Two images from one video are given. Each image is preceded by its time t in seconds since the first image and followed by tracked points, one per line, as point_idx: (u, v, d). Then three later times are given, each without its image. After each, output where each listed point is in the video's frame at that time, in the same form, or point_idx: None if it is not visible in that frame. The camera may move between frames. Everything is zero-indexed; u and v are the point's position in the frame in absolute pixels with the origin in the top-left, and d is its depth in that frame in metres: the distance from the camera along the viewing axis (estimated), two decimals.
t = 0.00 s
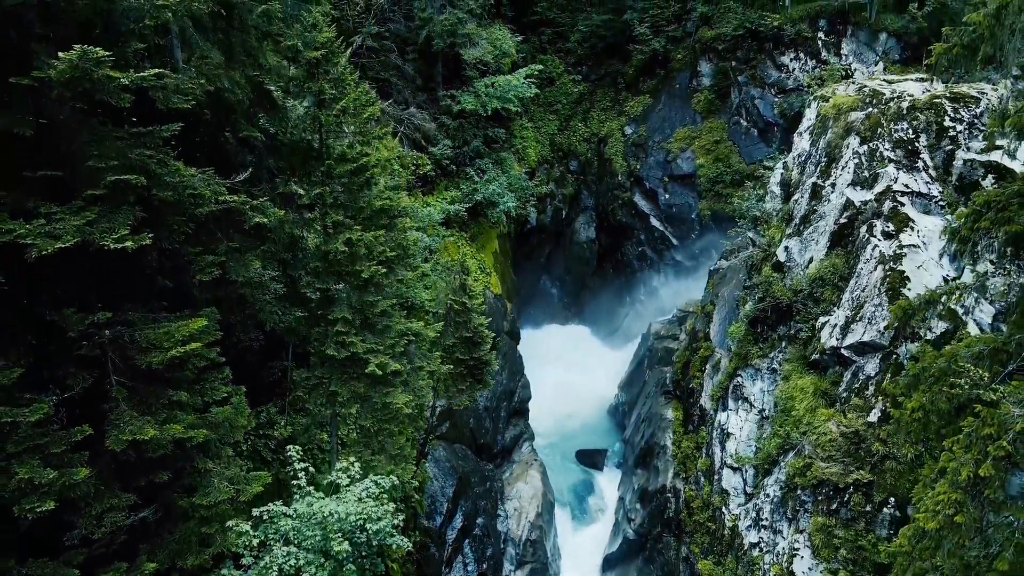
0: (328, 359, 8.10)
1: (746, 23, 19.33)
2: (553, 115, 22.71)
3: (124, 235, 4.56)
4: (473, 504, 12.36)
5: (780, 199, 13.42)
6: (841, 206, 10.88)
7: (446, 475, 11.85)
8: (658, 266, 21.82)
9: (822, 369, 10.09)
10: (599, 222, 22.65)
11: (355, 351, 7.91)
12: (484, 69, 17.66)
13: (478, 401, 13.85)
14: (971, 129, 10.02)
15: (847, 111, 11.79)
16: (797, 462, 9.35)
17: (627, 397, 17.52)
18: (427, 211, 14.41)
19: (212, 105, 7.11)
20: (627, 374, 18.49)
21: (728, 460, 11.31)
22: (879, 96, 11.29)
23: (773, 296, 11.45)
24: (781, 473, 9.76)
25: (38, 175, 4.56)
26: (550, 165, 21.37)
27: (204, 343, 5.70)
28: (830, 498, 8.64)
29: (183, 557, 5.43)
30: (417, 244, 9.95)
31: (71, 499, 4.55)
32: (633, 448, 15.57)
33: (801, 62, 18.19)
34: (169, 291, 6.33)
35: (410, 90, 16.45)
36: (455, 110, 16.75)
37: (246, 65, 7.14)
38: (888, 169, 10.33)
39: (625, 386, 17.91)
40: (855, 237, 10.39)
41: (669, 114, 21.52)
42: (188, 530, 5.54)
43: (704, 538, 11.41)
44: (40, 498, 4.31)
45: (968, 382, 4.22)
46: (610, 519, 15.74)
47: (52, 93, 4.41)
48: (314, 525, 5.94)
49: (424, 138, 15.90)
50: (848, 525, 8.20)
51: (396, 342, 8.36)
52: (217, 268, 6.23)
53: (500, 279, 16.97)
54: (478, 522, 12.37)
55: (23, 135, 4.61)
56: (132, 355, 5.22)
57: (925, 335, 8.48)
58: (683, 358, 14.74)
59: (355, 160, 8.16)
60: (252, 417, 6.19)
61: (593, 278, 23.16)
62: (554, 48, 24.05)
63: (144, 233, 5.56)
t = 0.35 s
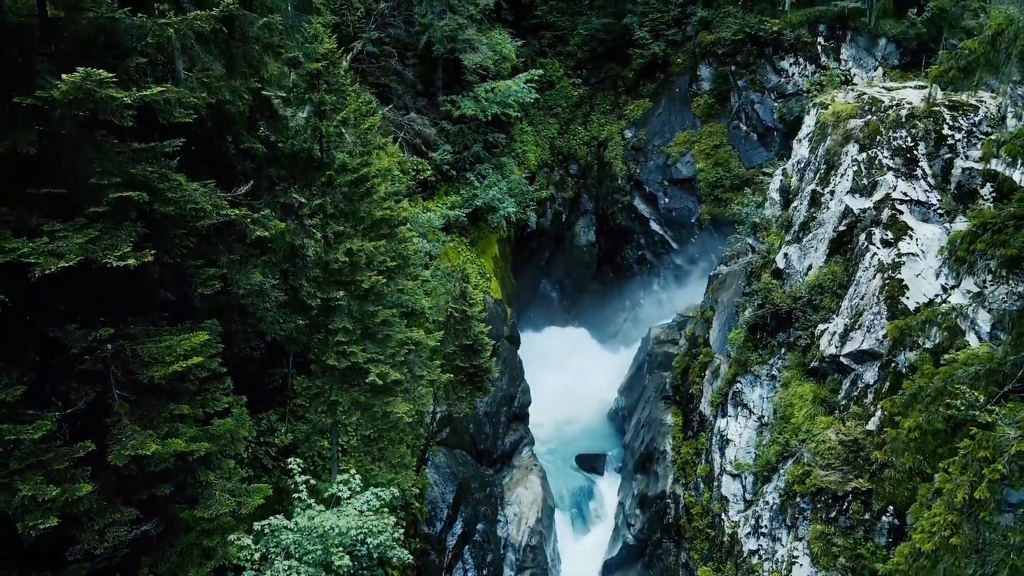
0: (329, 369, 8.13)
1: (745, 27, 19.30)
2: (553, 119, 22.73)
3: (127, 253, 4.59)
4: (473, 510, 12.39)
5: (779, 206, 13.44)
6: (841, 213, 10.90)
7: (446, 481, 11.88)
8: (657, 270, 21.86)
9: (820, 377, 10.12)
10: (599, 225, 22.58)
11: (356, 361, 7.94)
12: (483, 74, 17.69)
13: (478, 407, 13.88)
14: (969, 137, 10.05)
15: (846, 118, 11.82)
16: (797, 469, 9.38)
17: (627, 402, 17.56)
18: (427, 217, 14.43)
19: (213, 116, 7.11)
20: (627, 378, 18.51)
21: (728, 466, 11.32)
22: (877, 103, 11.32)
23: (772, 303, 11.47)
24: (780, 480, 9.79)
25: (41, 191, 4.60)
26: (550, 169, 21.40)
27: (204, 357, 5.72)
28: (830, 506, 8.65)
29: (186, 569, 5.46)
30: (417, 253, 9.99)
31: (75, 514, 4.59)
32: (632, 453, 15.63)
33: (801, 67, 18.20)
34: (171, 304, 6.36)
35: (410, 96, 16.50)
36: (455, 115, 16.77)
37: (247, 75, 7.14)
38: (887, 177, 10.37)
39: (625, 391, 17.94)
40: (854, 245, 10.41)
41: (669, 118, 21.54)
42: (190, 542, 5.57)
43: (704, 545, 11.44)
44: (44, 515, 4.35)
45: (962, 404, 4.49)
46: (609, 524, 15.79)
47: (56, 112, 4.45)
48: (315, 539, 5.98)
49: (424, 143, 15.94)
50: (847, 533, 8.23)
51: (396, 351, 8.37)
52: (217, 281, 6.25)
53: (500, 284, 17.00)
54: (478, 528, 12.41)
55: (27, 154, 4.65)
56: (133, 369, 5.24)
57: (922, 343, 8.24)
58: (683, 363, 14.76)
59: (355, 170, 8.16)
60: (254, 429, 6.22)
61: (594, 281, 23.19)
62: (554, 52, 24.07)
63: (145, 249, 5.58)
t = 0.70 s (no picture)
0: (330, 380, 8.17)
1: (744, 33, 19.28)
2: (553, 123, 22.79)
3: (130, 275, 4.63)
4: (473, 516, 12.43)
5: (778, 214, 13.49)
6: (839, 222, 10.94)
7: (446, 488, 11.91)
8: (657, 274, 21.92)
9: (819, 386, 10.16)
10: (599, 231, 22.76)
11: (357, 373, 7.98)
12: (483, 80, 17.75)
13: (478, 413, 13.93)
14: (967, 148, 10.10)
15: (845, 127, 11.86)
16: (795, 478, 9.41)
17: (627, 408, 17.62)
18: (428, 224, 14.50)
19: (215, 130, 7.14)
20: (626, 383, 18.55)
21: (727, 474, 11.35)
22: (875, 112, 11.36)
23: (772, 311, 11.51)
24: (779, 489, 9.82)
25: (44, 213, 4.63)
26: (550, 173, 21.47)
27: (206, 373, 5.74)
28: (828, 515, 8.69)
29: None
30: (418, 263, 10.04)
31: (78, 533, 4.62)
32: (632, 459, 15.67)
33: (800, 72, 18.18)
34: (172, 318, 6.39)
35: (410, 102, 16.57)
36: (455, 121, 16.82)
37: (249, 89, 7.18)
38: (885, 187, 10.41)
39: (625, 396, 17.97)
40: (853, 254, 10.45)
41: (668, 123, 21.57)
42: (191, 557, 5.61)
43: (703, 552, 11.48)
44: (48, 535, 4.38)
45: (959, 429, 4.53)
46: (609, 529, 15.81)
47: (59, 135, 4.48)
48: (316, 555, 6.02)
49: (424, 149, 16.01)
50: (845, 544, 8.25)
51: (396, 362, 8.39)
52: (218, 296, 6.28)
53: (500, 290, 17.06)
54: (478, 535, 12.45)
55: (31, 176, 4.69)
56: (136, 386, 5.27)
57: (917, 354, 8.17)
58: (683, 370, 14.80)
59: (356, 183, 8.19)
60: (255, 444, 6.25)
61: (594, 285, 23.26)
62: (554, 56, 24.13)
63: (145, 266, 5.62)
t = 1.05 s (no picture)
0: (331, 390, 8.20)
1: (743, 38, 19.26)
2: (552, 127, 22.82)
3: (134, 292, 4.68)
4: (473, 522, 12.45)
5: (777, 220, 13.52)
6: (838, 230, 10.97)
7: (447, 494, 11.93)
8: (657, 279, 21.99)
9: (818, 393, 10.19)
10: (598, 234, 22.74)
11: (357, 383, 8.00)
12: (483, 85, 17.78)
13: (478, 419, 13.95)
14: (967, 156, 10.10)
15: (844, 135, 11.89)
16: (794, 486, 9.44)
17: (626, 412, 17.67)
18: (428, 229, 14.52)
19: (215, 140, 7.17)
20: (626, 388, 18.58)
21: (727, 481, 11.37)
22: (874, 120, 11.44)
23: (771, 318, 11.53)
24: (778, 497, 9.85)
25: (46, 231, 4.66)
26: (550, 177, 21.49)
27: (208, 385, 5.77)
28: (827, 523, 8.71)
29: None
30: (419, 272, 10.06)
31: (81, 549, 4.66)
32: (631, 463, 15.72)
33: (800, 78, 18.27)
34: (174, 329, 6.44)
35: (410, 107, 16.58)
36: (455, 126, 16.84)
37: (250, 100, 7.21)
38: (884, 195, 10.45)
39: (625, 401, 18.01)
40: (852, 262, 10.48)
41: (668, 126, 21.58)
42: (193, 569, 5.64)
43: (703, 559, 11.51)
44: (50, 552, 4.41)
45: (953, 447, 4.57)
46: (609, 535, 15.81)
47: (63, 154, 4.51)
48: (316, 568, 6.04)
49: (424, 154, 16.05)
50: (844, 552, 8.28)
51: (397, 372, 8.41)
52: (219, 308, 6.32)
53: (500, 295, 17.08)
54: (478, 541, 12.48)
55: (34, 194, 4.72)
56: (138, 400, 5.30)
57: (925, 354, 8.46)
58: (682, 375, 14.85)
59: (356, 194, 8.21)
60: (256, 455, 6.29)
61: (594, 289, 23.30)
62: (554, 60, 24.15)
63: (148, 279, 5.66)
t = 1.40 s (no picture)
0: (332, 401, 8.24)
1: (743, 44, 19.33)
2: (552, 131, 22.87)
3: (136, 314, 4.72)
4: (473, 530, 12.48)
5: (777, 228, 13.54)
6: (837, 239, 11.00)
7: (447, 502, 11.98)
8: (657, 283, 22.13)
9: (817, 403, 10.22)
10: (598, 238, 22.83)
11: (358, 394, 8.04)
12: (483, 91, 17.83)
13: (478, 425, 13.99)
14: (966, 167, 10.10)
15: (843, 144, 11.92)
16: (793, 495, 9.46)
17: (626, 417, 17.76)
18: (428, 236, 14.57)
19: (216, 151, 7.22)
20: (626, 393, 18.66)
21: (726, 489, 11.40)
22: (873, 129, 11.45)
23: (770, 326, 11.56)
24: (777, 506, 9.89)
25: (51, 251, 4.71)
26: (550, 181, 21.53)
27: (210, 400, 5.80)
28: (826, 532, 8.75)
29: None
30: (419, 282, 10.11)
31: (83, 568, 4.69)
32: (631, 469, 15.79)
33: (800, 83, 18.26)
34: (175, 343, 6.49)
35: (410, 113, 16.62)
36: (455, 132, 16.87)
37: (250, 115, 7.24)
38: (883, 204, 10.49)
39: (624, 406, 18.09)
40: (850, 271, 10.51)
41: (668, 131, 21.59)
42: None
43: (702, 567, 11.54)
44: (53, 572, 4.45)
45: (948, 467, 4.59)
46: (609, 541, 15.82)
47: (67, 178, 4.57)
48: None
49: (424, 161, 16.11)
50: (842, 561, 8.31)
51: (397, 384, 8.45)
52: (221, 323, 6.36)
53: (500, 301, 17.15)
54: (478, 548, 12.51)
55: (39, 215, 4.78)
56: (140, 416, 5.33)
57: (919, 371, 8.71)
58: (682, 382, 14.91)
59: (356, 208, 8.14)
60: (256, 468, 6.32)
61: (594, 293, 23.45)
62: (555, 64, 24.20)
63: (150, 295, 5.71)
